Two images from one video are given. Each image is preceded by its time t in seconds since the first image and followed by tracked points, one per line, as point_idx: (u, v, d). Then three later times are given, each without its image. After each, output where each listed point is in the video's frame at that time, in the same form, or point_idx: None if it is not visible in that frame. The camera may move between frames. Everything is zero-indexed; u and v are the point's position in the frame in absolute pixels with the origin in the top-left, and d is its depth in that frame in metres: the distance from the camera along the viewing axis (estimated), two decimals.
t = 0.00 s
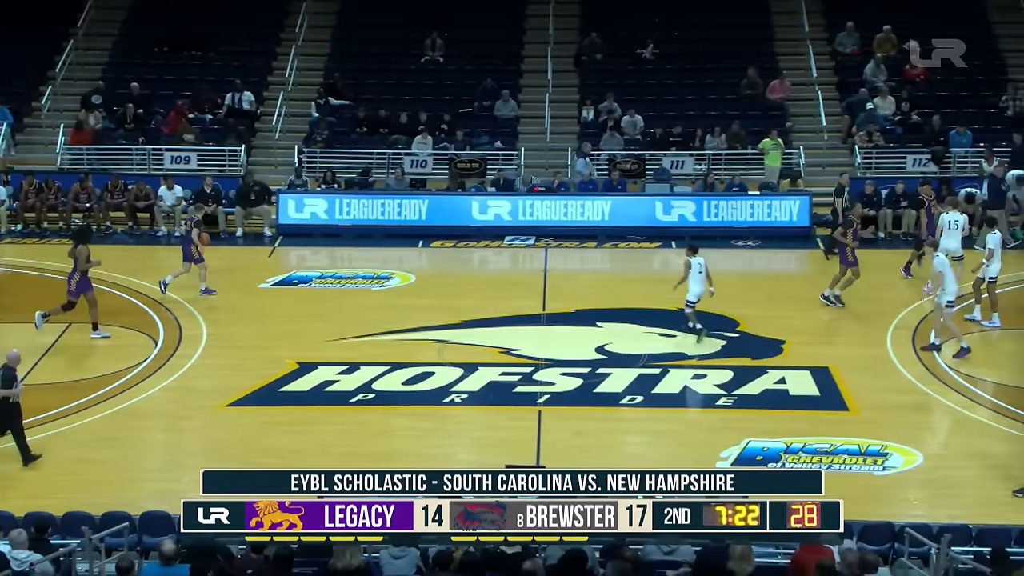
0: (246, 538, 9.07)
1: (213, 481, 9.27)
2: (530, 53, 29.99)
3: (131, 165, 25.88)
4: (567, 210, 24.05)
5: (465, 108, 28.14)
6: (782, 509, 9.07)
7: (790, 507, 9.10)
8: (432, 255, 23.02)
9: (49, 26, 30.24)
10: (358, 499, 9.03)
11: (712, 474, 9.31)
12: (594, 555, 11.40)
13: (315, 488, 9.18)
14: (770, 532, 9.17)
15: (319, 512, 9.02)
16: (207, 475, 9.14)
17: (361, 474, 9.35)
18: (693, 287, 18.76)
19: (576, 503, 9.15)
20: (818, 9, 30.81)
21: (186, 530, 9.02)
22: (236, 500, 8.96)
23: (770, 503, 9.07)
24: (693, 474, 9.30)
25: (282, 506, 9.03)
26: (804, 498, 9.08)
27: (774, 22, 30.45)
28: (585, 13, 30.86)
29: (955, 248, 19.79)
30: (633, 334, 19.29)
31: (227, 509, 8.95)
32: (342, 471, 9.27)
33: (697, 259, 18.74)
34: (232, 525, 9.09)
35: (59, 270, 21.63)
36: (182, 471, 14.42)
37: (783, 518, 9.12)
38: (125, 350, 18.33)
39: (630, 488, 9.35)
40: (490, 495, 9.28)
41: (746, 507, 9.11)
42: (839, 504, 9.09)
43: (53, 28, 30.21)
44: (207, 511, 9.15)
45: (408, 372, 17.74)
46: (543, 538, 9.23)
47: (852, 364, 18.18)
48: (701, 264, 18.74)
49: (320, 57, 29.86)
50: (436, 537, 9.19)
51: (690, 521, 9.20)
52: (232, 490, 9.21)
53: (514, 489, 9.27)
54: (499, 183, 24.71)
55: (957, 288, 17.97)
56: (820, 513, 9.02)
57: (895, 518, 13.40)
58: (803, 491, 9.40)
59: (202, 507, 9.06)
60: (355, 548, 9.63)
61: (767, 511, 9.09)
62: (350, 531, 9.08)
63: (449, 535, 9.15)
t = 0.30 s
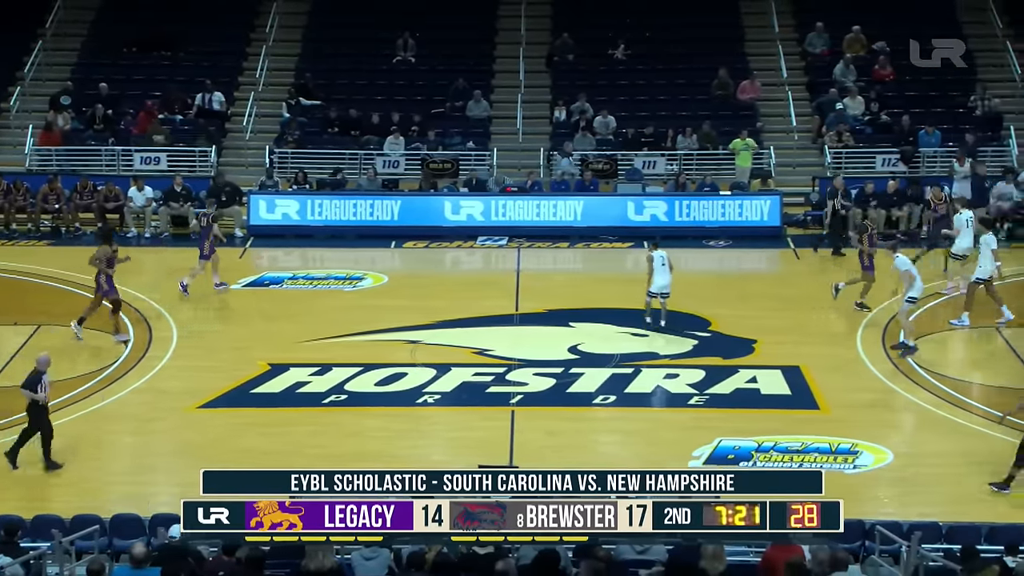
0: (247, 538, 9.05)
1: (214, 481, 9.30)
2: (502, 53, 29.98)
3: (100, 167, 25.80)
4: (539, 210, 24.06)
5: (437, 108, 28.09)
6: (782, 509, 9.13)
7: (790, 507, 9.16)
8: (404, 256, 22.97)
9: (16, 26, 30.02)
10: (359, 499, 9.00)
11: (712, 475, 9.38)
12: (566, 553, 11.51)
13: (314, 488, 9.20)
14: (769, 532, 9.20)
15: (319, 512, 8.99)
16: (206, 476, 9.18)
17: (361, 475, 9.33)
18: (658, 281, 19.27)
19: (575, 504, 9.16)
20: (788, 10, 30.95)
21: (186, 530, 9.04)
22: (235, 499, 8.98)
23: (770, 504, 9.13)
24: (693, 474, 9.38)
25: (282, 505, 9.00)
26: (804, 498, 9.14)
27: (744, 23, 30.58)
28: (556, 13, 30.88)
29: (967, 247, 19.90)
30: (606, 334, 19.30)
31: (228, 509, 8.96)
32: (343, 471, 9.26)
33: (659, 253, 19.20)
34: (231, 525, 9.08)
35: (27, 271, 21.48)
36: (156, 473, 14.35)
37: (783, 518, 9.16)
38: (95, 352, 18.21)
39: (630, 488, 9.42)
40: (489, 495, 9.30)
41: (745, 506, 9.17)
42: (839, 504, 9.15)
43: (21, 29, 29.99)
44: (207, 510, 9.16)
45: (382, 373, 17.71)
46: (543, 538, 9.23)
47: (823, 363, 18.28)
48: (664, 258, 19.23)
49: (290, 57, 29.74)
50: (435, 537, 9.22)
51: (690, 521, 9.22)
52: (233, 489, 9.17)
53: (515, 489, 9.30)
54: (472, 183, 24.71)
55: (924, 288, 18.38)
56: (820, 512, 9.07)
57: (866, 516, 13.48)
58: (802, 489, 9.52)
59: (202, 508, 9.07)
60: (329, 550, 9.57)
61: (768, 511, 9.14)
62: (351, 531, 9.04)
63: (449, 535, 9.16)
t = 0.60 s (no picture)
0: (246, 539, 8.90)
1: (214, 481, 9.14)
2: (475, 53, 29.96)
3: (70, 168, 25.59)
4: (513, 210, 24.07)
5: (411, 108, 28.05)
6: (781, 509, 8.95)
7: (789, 507, 8.98)
8: (378, 257, 22.87)
9: None
10: (358, 499, 8.89)
11: (711, 474, 9.26)
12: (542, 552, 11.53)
13: (314, 488, 9.10)
14: (770, 532, 9.04)
15: (319, 512, 8.89)
16: (207, 475, 9.01)
17: (361, 475, 9.22)
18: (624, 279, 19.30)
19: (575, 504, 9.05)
20: (760, 11, 31.09)
21: (186, 530, 8.86)
22: (235, 499, 8.83)
23: (770, 503, 8.98)
24: (692, 474, 9.29)
25: (282, 505, 8.87)
26: (804, 498, 8.97)
27: (716, 23, 30.70)
28: (529, 14, 30.92)
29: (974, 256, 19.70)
30: (580, 334, 19.32)
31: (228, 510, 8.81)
32: (343, 471, 9.14)
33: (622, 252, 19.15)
34: (232, 525, 8.92)
35: None
36: (128, 474, 14.27)
37: (783, 517, 8.99)
38: (66, 354, 18.07)
39: (630, 488, 9.32)
40: (490, 496, 9.23)
41: (745, 506, 9.01)
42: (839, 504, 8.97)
43: None
44: (206, 510, 8.99)
45: (357, 373, 17.68)
46: (543, 538, 9.11)
47: (795, 361, 18.36)
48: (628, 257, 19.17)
49: (262, 58, 29.62)
50: (435, 538, 9.07)
51: (690, 521, 9.07)
52: (231, 489, 9.07)
53: (515, 490, 9.24)
54: (445, 183, 24.70)
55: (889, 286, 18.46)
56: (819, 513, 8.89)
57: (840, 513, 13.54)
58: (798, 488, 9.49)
59: (202, 508, 8.90)
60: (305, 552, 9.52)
61: (767, 511, 8.99)
62: (351, 531, 8.91)
63: (449, 536, 9.02)
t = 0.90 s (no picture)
0: (246, 538, 8.98)
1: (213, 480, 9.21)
2: (441, 54, 29.94)
3: (32, 169, 25.36)
4: (481, 210, 24.06)
5: (377, 108, 27.99)
6: (782, 509, 8.98)
7: (790, 507, 9.02)
8: (345, 259, 22.78)
9: None
10: (358, 499, 8.86)
11: (711, 475, 9.27)
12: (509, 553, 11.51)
13: (314, 488, 9.07)
14: (770, 532, 9.06)
15: (319, 512, 8.87)
16: (205, 475, 9.00)
17: (361, 474, 9.19)
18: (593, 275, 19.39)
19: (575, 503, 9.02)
20: (724, 12, 31.24)
21: (186, 530, 8.91)
22: (235, 498, 8.90)
23: (770, 503, 9.01)
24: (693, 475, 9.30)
25: (281, 505, 8.93)
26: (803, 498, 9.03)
27: (681, 24, 30.82)
28: (494, 14, 30.93)
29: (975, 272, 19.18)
30: (546, 334, 19.33)
31: (228, 509, 8.87)
32: (342, 470, 9.13)
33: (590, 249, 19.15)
34: (231, 524, 9.00)
35: None
36: (95, 477, 14.16)
37: (783, 517, 9.02)
38: (30, 356, 17.93)
39: (630, 488, 9.35)
40: (489, 495, 9.21)
41: (746, 506, 9.04)
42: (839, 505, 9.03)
43: None
44: (206, 510, 9.04)
45: (322, 375, 17.58)
46: (543, 538, 9.09)
47: (760, 360, 18.46)
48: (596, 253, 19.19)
49: (227, 58, 29.46)
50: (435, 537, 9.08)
51: (690, 521, 9.11)
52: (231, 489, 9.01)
53: (515, 490, 9.27)
54: (410, 184, 24.67)
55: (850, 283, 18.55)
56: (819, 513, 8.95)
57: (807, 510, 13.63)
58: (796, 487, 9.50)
59: (201, 507, 8.94)
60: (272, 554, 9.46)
61: (768, 511, 9.01)
62: (351, 531, 8.89)
63: (449, 535, 9.01)
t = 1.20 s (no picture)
0: (246, 539, 8.64)
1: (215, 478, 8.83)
2: (406, 54, 29.88)
3: None
4: (447, 211, 24.01)
5: (342, 109, 27.89)
6: (782, 509, 8.65)
7: (790, 507, 8.70)
8: (310, 259, 22.69)
9: None
10: (358, 499, 8.65)
11: (711, 473, 8.92)
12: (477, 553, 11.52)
13: (314, 488, 8.76)
14: (769, 532, 8.74)
15: (319, 512, 8.63)
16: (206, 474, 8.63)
17: (361, 474, 8.90)
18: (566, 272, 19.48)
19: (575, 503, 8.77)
20: (689, 12, 31.34)
21: (185, 530, 8.59)
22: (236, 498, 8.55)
23: (770, 503, 8.68)
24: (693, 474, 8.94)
25: (282, 505, 8.62)
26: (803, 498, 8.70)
27: (646, 24, 30.89)
28: (460, 14, 30.90)
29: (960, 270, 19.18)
30: (512, 334, 19.33)
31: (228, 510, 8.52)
32: (342, 470, 8.84)
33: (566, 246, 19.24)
34: (231, 525, 8.65)
35: None
36: (61, 482, 13.98)
37: (783, 517, 8.69)
38: None
39: (630, 488, 9.02)
40: (489, 495, 8.94)
41: (746, 506, 8.72)
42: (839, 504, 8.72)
43: None
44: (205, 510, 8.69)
45: (288, 377, 17.49)
46: (543, 538, 8.85)
47: (726, 359, 18.53)
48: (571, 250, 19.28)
49: (190, 58, 29.24)
50: (435, 538, 8.80)
51: (690, 521, 8.78)
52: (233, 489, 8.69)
53: (514, 489, 8.97)
54: (377, 185, 24.59)
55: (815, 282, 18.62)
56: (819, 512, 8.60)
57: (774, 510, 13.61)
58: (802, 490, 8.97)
59: (201, 507, 8.60)
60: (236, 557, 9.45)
61: (767, 511, 8.69)
62: (350, 531, 8.69)
63: (449, 536, 8.76)
